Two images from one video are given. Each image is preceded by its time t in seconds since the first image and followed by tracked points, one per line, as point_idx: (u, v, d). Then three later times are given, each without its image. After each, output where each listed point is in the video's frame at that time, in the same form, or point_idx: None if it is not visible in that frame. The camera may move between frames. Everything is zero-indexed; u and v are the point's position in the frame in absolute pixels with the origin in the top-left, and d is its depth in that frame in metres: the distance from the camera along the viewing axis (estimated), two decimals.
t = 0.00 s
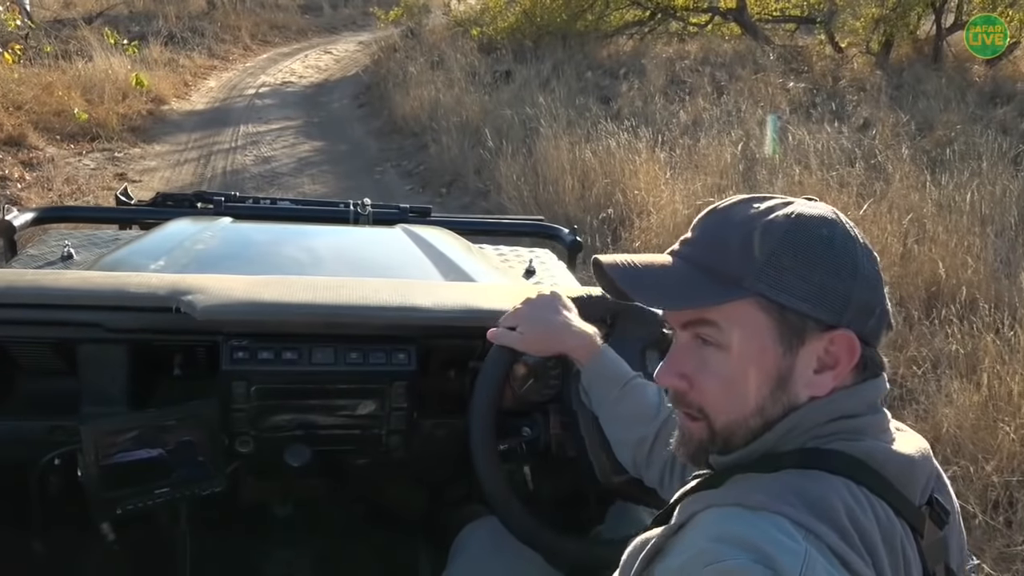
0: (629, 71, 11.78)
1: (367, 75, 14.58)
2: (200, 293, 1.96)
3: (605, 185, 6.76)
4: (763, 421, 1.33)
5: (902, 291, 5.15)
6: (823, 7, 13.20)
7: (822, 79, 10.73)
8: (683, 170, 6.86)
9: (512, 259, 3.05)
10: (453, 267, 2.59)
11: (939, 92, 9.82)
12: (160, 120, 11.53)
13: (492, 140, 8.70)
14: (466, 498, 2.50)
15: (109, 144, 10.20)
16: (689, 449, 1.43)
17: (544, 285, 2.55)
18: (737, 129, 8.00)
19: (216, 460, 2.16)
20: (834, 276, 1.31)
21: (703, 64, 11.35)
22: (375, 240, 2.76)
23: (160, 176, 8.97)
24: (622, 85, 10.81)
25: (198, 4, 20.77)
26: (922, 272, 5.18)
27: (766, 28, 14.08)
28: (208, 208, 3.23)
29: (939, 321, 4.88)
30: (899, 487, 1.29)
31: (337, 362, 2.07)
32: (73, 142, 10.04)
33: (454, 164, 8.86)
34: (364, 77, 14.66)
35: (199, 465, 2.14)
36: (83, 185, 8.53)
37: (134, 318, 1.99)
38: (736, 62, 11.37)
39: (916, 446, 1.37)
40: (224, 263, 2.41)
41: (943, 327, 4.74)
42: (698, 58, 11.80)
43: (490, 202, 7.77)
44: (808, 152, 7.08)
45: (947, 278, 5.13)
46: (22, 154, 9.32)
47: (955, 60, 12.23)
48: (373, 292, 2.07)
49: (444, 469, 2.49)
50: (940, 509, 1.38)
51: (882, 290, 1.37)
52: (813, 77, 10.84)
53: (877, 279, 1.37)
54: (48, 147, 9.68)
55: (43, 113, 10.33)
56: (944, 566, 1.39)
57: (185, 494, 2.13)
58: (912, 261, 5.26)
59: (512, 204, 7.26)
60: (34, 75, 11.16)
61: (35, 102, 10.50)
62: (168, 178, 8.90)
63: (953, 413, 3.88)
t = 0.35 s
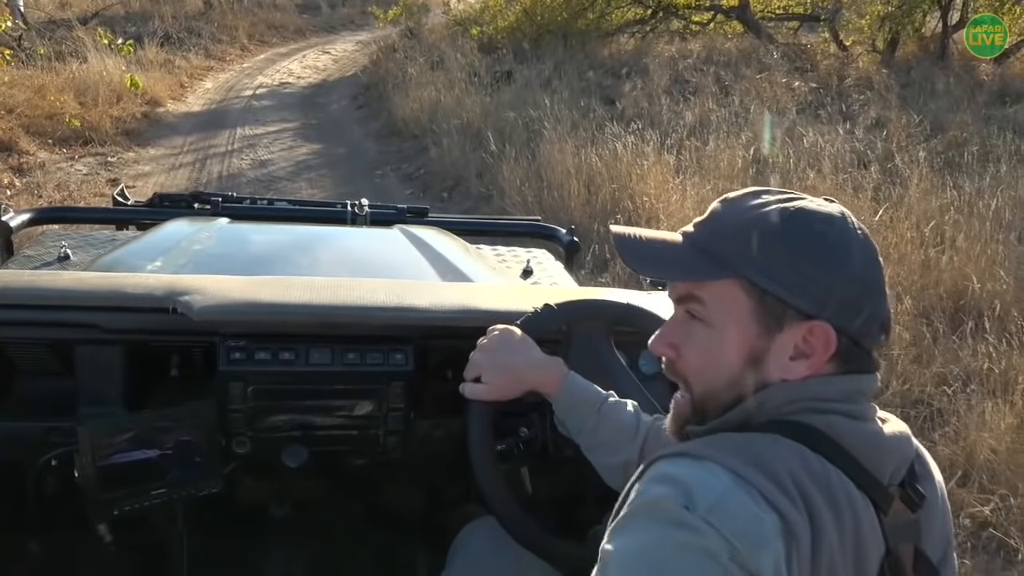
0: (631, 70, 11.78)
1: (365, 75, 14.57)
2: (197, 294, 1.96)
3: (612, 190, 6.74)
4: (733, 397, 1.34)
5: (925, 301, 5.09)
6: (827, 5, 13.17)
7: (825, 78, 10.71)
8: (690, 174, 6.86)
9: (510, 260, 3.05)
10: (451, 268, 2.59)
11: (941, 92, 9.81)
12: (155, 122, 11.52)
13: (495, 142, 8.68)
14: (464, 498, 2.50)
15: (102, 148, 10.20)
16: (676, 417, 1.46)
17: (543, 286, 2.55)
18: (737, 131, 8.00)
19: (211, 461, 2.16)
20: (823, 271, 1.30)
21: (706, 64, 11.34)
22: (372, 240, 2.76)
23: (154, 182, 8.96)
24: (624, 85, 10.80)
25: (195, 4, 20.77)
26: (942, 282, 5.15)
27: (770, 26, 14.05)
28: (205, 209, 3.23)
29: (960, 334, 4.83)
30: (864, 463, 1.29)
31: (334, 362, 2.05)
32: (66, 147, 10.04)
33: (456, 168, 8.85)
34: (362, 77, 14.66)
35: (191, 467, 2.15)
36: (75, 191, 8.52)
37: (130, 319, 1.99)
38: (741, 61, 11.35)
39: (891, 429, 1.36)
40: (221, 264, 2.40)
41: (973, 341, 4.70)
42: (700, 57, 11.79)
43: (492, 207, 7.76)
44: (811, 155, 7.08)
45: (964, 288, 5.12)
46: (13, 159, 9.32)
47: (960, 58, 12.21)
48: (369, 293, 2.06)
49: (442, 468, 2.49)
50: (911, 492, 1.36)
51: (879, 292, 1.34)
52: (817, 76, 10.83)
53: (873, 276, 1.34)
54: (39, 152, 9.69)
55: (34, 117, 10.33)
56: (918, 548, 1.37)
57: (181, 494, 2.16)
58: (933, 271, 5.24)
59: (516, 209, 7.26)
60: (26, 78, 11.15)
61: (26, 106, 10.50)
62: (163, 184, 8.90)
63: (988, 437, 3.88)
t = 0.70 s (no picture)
0: (636, 72, 11.78)
1: (364, 77, 14.56)
2: (194, 294, 1.96)
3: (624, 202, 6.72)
4: (649, 346, 1.45)
5: (962, 322, 4.86)
6: (833, 5, 13.18)
7: (827, 78, 10.72)
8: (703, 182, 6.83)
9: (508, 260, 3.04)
10: (448, 268, 2.59)
11: (945, 94, 9.82)
12: (149, 126, 11.50)
13: (500, 149, 8.68)
14: (463, 498, 2.50)
15: (93, 153, 10.19)
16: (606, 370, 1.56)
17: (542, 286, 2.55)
18: (737, 134, 8.00)
19: (207, 461, 2.15)
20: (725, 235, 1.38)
21: (712, 66, 11.31)
22: (368, 240, 2.76)
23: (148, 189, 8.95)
24: (630, 87, 10.78)
25: (192, 6, 20.78)
26: (977, 299, 4.92)
27: (774, 26, 14.07)
28: (201, 209, 3.22)
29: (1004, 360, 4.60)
30: (767, 381, 1.38)
31: (331, 361, 2.05)
32: (56, 152, 10.04)
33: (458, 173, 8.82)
34: (361, 79, 14.65)
35: (183, 466, 2.14)
36: (65, 200, 8.51)
37: (127, 319, 1.98)
38: (748, 63, 11.33)
39: (796, 351, 1.45)
40: (219, 263, 2.41)
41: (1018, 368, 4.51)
42: (705, 58, 11.78)
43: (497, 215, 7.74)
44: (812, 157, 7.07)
45: (1002, 307, 4.89)
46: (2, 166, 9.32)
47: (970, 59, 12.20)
48: (368, 292, 2.06)
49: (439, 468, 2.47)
50: (823, 404, 1.42)
51: (780, 246, 1.44)
52: (826, 78, 10.80)
53: (777, 239, 1.43)
54: (28, 158, 9.69)
55: (24, 121, 10.36)
56: (837, 457, 1.43)
57: (178, 494, 2.16)
58: (966, 288, 5.00)
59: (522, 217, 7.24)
60: (18, 81, 11.15)
61: (17, 109, 10.52)
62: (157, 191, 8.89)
63: None
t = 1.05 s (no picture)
0: (641, 77, 11.77)
1: (363, 84, 14.55)
2: (189, 299, 1.96)
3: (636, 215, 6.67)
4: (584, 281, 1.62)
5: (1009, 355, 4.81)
6: (839, 7, 13.19)
7: (830, 82, 10.71)
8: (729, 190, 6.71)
9: (505, 266, 3.04)
10: (444, 274, 2.59)
11: (948, 99, 9.82)
12: (142, 137, 11.47)
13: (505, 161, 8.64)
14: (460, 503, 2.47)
15: (82, 166, 10.17)
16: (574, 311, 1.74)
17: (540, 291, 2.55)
18: (736, 141, 8.00)
19: (201, 467, 2.15)
20: (617, 180, 1.50)
21: (718, 71, 11.27)
22: (363, 244, 2.76)
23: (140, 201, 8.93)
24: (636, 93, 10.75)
25: (188, 12, 20.80)
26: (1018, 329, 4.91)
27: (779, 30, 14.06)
28: (197, 214, 3.22)
29: None
30: (706, 300, 1.52)
31: (327, 367, 2.05)
32: (45, 165, 10.02)
33: (462, 184, 8.77)
34: (360, 85, 14.65)
35: (175, 468, 2.10)
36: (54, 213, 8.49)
37: (122, 325, 1.98)
38: (755, 68, 11.30)
39: (738, 269, 1.57)
40: (213, 269, 2.40)
41: None
42: (711, 63, 11.77)
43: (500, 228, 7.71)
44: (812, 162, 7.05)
45: None
46: None
47: (980, 63, 12.23)
48: (363, 298, 2.06)
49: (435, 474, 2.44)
50: (767, 320, 1.57)
51: (673, 163, 1.49)
52: (835, 83, 10.77)
53: (665, 167, 1.48)
54: (15, 172, 9.66)
55: (12, 133, 10.39)
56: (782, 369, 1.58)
57: (172, 501, 2.11)
58: (1006, 313, 4.97)
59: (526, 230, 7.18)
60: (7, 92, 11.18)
61: (5, 120, 10.62)
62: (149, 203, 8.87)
63: None
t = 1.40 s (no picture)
0: (650, 98, 11.72)
1: (368, 105, 14.54)
2: (190, 315, 1.96)
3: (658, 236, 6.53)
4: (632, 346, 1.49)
5: None
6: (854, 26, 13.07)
7: (844, 103, 10.55)
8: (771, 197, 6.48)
9: (504, 281, 3.05)
10: (445, 289, 2.59)
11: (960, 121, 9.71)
12: (139, 160, 11.48)
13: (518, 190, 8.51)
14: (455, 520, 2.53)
15: (75, 193, 10.15)
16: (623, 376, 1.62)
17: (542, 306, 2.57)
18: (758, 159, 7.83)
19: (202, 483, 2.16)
20: (669, 236, 1.38)
21: (729, 90, 11.13)
22: (364, 259, 2.77)
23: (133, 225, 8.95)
24: (648, 115, 10.71)
25: (190, 31, 20.91)
26: None
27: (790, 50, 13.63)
28: (198, 229, 3.22)
29: None
30: (768, 396, 1.38)
31: (328, 383, 2.05)
32: (35, 190, 10.04)
33: (473, 212, 8.65)
34: (365, 106, 14.64)
35: (177, 486, 2.12)
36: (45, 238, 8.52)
37: (123, 341, 1.99)
38: (768, 88, 11.16)
39: (801, 362, 1.43)
40: (215, 284, 2.40)
41: None
42: (722, 84, 11.62)
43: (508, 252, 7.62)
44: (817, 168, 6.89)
45: None
46: None
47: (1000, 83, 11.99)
48: (364, 314, 2.06)
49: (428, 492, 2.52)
50: (828, 423, 1.42)
51: (732, 228, 1.36)
52: (852, 104, 10.62)
53: (728, 229, 1.36)
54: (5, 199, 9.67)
55: (3, 158, 10.47)
56: (843, 478, 1.43)
57: (173, 517, 2.12)
58: None
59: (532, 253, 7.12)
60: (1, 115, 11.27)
61: None
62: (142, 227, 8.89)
63: None
